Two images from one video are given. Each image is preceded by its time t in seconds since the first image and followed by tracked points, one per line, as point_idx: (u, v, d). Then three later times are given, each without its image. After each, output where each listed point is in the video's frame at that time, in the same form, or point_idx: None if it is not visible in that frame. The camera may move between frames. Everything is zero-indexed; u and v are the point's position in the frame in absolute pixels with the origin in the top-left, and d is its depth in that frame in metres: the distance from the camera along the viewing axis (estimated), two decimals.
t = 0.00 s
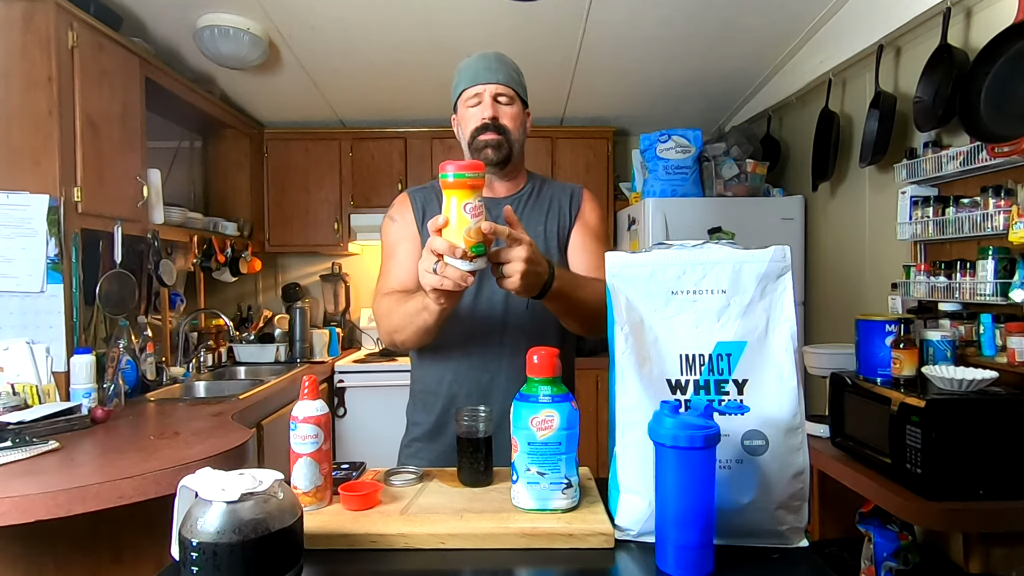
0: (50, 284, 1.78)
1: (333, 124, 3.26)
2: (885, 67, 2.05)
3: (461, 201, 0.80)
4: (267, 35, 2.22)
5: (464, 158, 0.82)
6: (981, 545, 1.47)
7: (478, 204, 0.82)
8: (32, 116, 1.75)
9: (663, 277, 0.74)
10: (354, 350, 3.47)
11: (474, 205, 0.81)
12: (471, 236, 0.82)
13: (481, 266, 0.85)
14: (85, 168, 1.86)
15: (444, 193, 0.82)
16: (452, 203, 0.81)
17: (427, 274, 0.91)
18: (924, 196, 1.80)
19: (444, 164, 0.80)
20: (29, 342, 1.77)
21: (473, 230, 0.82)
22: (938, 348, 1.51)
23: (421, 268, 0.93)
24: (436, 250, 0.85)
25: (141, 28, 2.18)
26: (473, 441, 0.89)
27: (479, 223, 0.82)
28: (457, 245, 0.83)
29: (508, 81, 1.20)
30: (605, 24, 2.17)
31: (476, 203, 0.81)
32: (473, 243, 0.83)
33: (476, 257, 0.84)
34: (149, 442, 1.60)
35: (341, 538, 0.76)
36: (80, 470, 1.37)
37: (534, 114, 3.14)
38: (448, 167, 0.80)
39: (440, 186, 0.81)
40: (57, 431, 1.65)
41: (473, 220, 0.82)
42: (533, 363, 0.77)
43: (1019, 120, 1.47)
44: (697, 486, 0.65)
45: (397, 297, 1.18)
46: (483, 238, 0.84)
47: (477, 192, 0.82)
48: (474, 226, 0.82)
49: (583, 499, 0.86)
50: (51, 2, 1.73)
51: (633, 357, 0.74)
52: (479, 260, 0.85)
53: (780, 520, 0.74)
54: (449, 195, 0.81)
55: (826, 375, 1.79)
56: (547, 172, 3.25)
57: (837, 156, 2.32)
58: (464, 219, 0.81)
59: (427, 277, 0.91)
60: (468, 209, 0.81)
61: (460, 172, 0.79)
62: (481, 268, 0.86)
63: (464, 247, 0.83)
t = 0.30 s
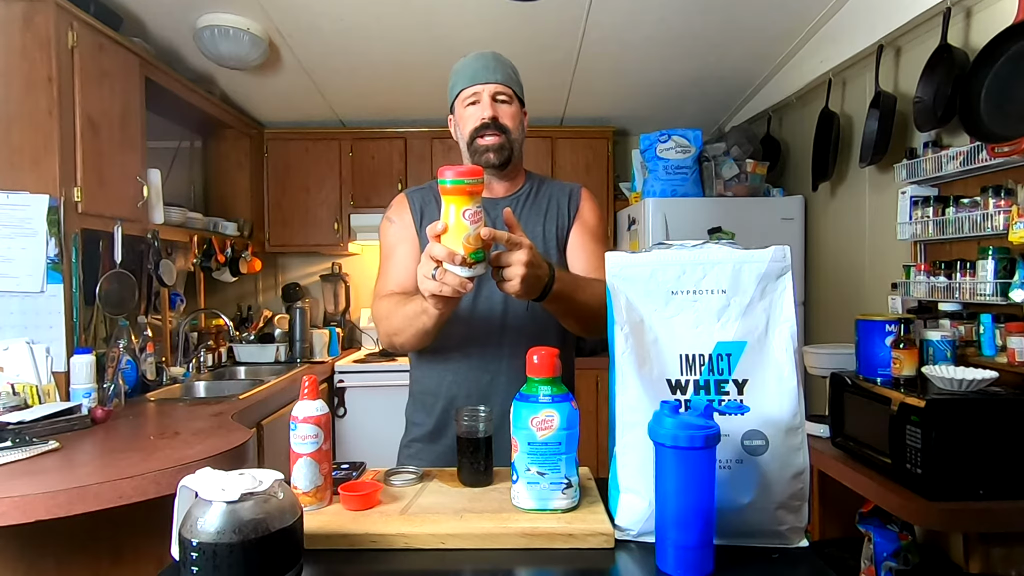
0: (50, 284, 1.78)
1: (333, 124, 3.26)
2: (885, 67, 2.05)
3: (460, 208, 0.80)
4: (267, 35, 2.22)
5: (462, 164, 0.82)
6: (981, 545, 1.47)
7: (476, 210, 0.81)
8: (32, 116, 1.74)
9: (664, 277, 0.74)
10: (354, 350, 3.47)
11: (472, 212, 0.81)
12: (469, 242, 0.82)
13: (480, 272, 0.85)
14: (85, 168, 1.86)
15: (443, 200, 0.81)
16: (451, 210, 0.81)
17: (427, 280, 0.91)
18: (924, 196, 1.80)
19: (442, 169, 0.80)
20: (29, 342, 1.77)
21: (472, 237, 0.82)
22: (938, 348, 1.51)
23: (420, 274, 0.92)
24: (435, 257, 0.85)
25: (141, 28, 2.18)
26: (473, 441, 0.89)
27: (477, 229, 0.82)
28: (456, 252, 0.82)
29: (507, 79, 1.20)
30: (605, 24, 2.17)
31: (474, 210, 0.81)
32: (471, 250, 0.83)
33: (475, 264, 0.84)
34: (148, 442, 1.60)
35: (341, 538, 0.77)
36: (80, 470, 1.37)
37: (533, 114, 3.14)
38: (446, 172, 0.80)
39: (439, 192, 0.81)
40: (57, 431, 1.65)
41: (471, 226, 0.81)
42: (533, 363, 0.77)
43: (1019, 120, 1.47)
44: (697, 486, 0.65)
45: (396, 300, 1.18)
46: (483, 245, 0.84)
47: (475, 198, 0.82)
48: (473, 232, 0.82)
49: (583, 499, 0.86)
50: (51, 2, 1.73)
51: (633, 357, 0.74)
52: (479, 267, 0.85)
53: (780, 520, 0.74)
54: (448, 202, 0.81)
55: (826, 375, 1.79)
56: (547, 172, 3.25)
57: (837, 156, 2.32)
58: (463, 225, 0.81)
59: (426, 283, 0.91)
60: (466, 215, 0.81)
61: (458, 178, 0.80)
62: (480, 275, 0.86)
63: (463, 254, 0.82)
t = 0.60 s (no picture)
0: (50, 284, 1.78)
1: (333, 124, 3.26)
2: (885, 67, 2.05)
3: (460, 210, 0.80)
4: (267, 35, 2.22)
5: (463, 167, 0.82)
6: (981, 545, 1.47)
7: (477, 212, 0.82)
8: (32, 116, 1.74)
9: (664, 277, 0.74)
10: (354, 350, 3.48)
11: (473, 214, 0.81)
12: (470, 245, 0.82)
13: (481, 275, 0.85)
14: (85, 168, 1.86)
15: (444, 203, 0.81)
16: (451, 212, 0.81)
17: (427, 283, 0.91)
18: (924, 196, 1.79)
19: (442, 171, 0.80)
20: (29, 342, 1.77)
21: (472, 240, 0.82)
22: (938, 348, 1.51)
23: (421, 275, 0.92)
24: (436, 259, 0.85)
25: (141, 28, 2.18)
26: (473, 441, 0.89)
27: (478, 232, 0.82)
28: (456, 254, 0.82)
29: (506, 80, 1.20)
30: (605, 24, 2.17)
31: (475, 212, 0.81)
32: (472, 252, 0.83)
33: (476, 266, 0.84)
34: (149, 442, 1.60)
35: (341, 538, 0.77)
36: (80, 470, 1.37)
37: (533, 114, 3.14)
38: (446, 174, 0.80)
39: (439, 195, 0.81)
40: (57, 431, 1.65)
41: (472, 229, 0.82)
42: (533, 363, 0.77)
43: (1019, 121, 1.47)
44: (697, 486, 0.65)
45: (396, 300, 1.18)
46: (483, 248, 0.84)
47: (475, 201, 0.82)
48: (473, 234, 0.82)
49: (583, 499, 0.86)
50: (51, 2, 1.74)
51: (633, 357, 0.74)
52: (479, 269, 0.85)
53: (780, 520, 0.74)
54: (448, 204, 0.81)
55: (826, 375, 1.79)
56: (547, 172, 3.25)
57: (837, 155, 2.32)
58: (464, 227, 0.81)
59: (426, 285, 0.91)
60: (467, 218, 0.81)
61: (459, 180, 0.79)
62: (481, 277, 0.86)
63: (464, 256, 0.83)
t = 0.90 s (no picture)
0: (50, 284, 1.78)
1: (333, 124, 3.26)
2: (885, 67, 2.05)
3: (462, 210, 0.80)
4: (267, 35, 2.22)
5: (465, 166, 0.81)
6: (981, 545, 1.46)
7: (479, 212, 0.82)
8: (32, 116, 1.74)
9: (664, 277, 0.74)
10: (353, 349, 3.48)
11: (475, 214, 0.81)
12: (472, 245, 0.82)
13: (482, 275, 0.85)
14: (85, 168, 1.86)
15: (445, 203, 0.81)
16: (453, 212, 0.81)
17: (427, 283, 0.91)
18: (924, 196, 1.79)
19: (444, 171, 0.80)
20: (29, 342, 1.77)
21: (474, 240, 0.82)
22: (938, 348, 1.51)
23: (421, 276, 0.93)
24: (436, 259, 0.85)
25: (141, 28, 2.18)
26: (473, 441, 0.89)
27: (480, 232, 0.82)
28: (458, 254, 0.82)
29: (506, 80, 1.20)
30: (605, 24, 2.17)
31: (477, 212, 0.81)
32: (474, 253, 0.83)
33: (477, 266, 0.84)
34: (149, 442, 1.61)
35: (341, 538, 0.77)
36: (80, 470, 1.37)
37: (533, 114, 3.14)
38: (448, 174, 0.80)
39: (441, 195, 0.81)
40: (58, 431, 1.65)
41: (474, 229, 0.82)
42: (533, 363, 0.77)
43: (1019, 121, 1.47)
44: (697, 486, 0.65)
45: (396, 300, 1.18)
46: (485, 248, 0.84)
47: (477, 201, 0.82)
48: (475, 234, 0.82)
49: (583, 499, 0.86)
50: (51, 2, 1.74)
51: (633, 357, 0.74)
52: (480, 269, 0.85)
53: (780, 520, 0.74)
54: (450, 204, 0.81)
55: (826, 375, 1.79)
56: (547, 172, 3.25)
57: (837, 155, 2.32)
58: (466, 227, 0.81)
59: (427, 285, 0.91)
60: (469, 218, 0.81)
61: (461, 180, 0.79)
62: (482, 277, 0.86)
63: (465, 256, 0.83)
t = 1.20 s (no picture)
0: (50, 284, 1.78)
1: (333, 124, 3.26)
2: (885, 67, 2.05)
3: (465, 210, 0.80)
4: (267, 35, 2.22)
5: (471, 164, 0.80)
6: (981, 545, 1.47)
7: (482, 212, 0.81)
8: (32, 116, 1.74)
9: (664, 277, 0.74)
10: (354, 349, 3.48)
11: (478, 214, 0.80)
12: (473, 244, 0.82)
13: (481, 274, 0.85)
14: (85, 168, 1.86)
15: (450, 199, 0.81)
16: (455, 210, 0.80)
17: (427, 280, 0.92)
18: (924, 196, 1.79)
19: (449, 169, 0.79)
20: (29, 342, 1.77)
21: (475, 239, 0.82)
22: (938, 348, 1.51)
23: (421, 274, 0.93)
24: (437, 256, 0.85)
25: (141, 28, 2.18)
26: (472, 441, 0.89)
27: (481, 231, 0.81)
28: (458, 252, 0.82)
29: (507, 79, 1.20)
30: (604, 24, 2.17)
31: (479, 212, 0.81)
32: (474, 252, 0.82)
33: (477, 265, 0.84)
34: (149, 442, 1.61)
35: (341, 538, 0.77)
36: (80, 470, 1.37)
37: (533, 114, 3.14)
38: (453, 172, 0.78)
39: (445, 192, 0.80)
40: (58, 431, 1.65)
41: (475, 229, 0.81)
42: (533, 363, 0.77)
43: (1019, 120, 1.47)
44: (697, 486, 0.65)
45: (395, 300, 1.18)
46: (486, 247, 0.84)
47: (481, 200, 0.81)
48: (477, 234, 0.81)
49: (583, 499, 0.86)
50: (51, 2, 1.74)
51: (633, 357, 0.74)
52: (480, 268, 0.85)
53: (780, 520, 0.74)
54: (453, 202, 0.80)
55: (826, 375, 1.79)
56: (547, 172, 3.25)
57: (837, 155, 2.32)
58: (467, 226, 0.81)
59: (427, 282, 0.91)
60: (471, 217, 0.80)
61: (465, 179, 0.78)
62: (481, 276, 0.86)
63: (465, 255, 0.82)
